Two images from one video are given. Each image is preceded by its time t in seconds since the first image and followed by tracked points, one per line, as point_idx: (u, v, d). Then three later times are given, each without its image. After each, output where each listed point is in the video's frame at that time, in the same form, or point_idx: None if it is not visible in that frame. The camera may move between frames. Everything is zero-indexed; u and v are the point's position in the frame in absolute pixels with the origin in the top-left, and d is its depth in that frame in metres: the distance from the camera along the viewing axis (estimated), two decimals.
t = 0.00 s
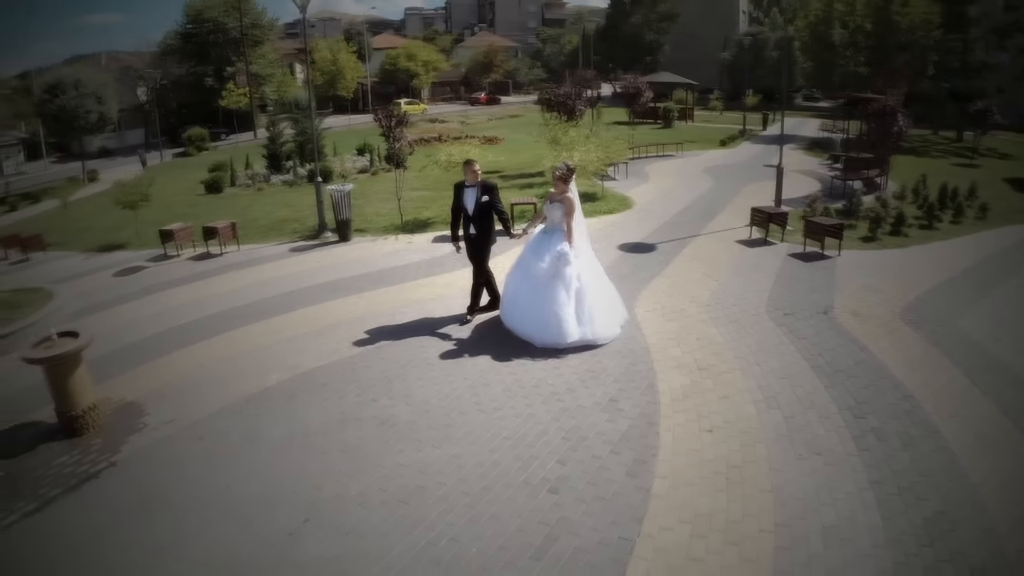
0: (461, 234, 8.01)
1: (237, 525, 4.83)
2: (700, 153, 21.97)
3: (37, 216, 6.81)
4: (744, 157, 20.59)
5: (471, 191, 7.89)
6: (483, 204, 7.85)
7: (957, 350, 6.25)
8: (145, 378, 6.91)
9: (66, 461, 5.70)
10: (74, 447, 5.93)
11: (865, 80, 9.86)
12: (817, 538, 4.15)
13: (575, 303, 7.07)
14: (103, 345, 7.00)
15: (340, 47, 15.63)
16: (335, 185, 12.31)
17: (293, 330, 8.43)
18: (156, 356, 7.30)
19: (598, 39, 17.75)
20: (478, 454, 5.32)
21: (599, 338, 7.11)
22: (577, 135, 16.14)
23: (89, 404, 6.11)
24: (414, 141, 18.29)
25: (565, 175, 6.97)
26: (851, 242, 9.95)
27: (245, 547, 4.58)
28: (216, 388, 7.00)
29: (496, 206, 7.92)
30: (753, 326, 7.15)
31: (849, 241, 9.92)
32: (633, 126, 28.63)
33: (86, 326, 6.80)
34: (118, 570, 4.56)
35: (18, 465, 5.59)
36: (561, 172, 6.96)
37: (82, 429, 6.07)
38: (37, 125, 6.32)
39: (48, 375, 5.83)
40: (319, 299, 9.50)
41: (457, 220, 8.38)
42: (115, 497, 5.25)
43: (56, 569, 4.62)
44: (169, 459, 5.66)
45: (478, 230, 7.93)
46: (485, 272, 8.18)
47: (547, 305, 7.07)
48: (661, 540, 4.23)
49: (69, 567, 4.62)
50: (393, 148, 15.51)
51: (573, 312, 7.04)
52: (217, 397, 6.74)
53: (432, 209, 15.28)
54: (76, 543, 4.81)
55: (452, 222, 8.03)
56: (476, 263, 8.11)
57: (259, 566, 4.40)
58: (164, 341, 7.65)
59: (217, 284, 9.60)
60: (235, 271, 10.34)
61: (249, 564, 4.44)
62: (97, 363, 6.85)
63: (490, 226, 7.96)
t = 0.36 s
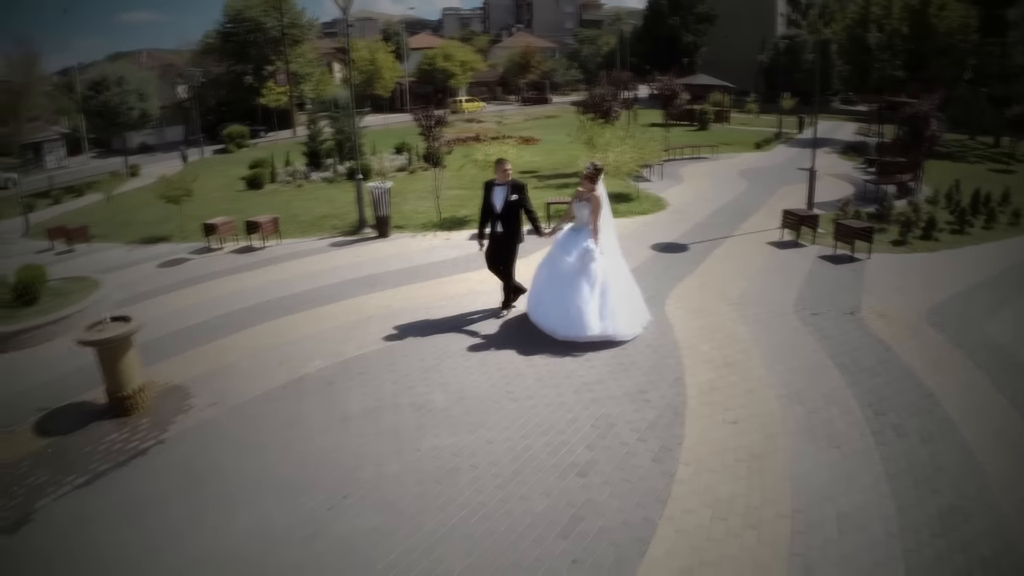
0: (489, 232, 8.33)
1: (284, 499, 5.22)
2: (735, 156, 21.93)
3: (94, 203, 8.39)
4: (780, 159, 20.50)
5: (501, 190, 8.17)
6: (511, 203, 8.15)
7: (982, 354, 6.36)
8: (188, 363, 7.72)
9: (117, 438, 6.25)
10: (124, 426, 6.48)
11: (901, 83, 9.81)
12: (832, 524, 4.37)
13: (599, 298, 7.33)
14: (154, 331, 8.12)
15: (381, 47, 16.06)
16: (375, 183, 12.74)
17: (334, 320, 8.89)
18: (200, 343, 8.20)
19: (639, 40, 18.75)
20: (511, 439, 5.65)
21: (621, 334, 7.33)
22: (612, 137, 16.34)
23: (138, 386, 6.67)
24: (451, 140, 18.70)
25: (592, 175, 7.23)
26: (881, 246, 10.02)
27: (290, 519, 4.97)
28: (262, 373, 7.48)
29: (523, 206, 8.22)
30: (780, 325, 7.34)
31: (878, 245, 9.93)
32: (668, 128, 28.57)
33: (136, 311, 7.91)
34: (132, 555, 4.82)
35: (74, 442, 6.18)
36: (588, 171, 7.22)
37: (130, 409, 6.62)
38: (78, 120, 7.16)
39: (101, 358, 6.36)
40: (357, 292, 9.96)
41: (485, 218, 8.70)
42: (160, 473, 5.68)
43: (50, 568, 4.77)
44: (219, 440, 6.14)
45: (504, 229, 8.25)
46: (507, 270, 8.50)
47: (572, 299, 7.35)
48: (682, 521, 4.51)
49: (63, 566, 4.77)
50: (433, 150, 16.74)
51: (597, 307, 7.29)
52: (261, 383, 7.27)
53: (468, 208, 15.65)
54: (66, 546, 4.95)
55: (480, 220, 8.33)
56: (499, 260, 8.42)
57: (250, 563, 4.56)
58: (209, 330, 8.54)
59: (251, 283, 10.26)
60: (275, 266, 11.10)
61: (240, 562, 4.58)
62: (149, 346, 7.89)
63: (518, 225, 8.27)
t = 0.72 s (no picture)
0: (512, 226, 8.57)
1: (320, 473, 5.59)
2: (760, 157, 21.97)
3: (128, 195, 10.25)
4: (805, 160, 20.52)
5: (524, 186, 8.38)
6: (535, 199, 8.40)
7: (996, 350, 6.53)
8: (222, 350, 8.20)
9: (157, 418, 6.68)
10: (164, 406, 6.93)
11: (929, 85, 10.15)
12: (841, 505, 4.62)
13: (622, 293, 7.59)
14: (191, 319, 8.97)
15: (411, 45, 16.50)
16: (406, 179, 13.16)
17: (365, 309, 9.31)
18: (234, 332, 8.69)
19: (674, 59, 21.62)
20: (535, 421, 5.96)
21: (644, 326, 7.64)
22: (637, 135, 16.57)
23: (177, 369, 7.14)
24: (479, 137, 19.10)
25: (610, 172, 7.41)
26: (901, 244, 10.15)
27: (326, 492, 5.33)
28: (298, 358, 7.90)
29: (547, 202, 8.50)
30: (797, 320, 7.56)
31: (898, 245, 9.99)
32: (693, 129, 28.66)
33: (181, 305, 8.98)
34: (179, 519, 5.19)
35: (117, 420, 6.66)
36: (605, 168, 7.42)
37: (169, 390, 7.08)
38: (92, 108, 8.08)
39: (144, 340, 6.87)
40: (386, 283, 10.37)
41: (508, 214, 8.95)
42: (198, 450, 6.06)
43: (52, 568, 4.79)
44: (259, 418, 6.56)
45: (529, 225, 8.51)
46: (531, 265, 8.77)
47: (595, 294, 7.58)
48: (697, 499, 4.78)
49: (63, 565, 4.80)
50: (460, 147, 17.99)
51: (621, 301, 7.55)
52: (298, 366, 7.70)
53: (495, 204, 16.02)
54: (70, 545, 4.99)
55: (504, 215, 8.56)
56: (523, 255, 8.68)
57: (255, 564, 4.63)
58: (243, 320, 9.06)
59: (280, 276, 10.75)
60: (305, 261, 11.61)
61: (252, 551, 4.74)
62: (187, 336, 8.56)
63: (541, 221, 8.54)
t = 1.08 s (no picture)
0: (519, 222, 8.81)
1: (345, 453, 5.89)
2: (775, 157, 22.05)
3: (145, 190, 11.04)
4: (821, 160, 20.55)
5: (532, 182, 8.73)
6: (543, 194, 8.69)
7: (1000, 346, 6.70)
8: (248, 339, 8.54)
9: (186, 401, 7.03)
10: (193, 391, 7.27)
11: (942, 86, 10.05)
12: (844, 489, 4.83)
13: (638, 287, 7.85)
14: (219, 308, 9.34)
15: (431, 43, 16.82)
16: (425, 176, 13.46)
17: (385, 301, 9.61)
18: (260, 321, 9.03)
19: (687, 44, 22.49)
20: (551, 406, 6.22)
21: (657, 317, 7.93)
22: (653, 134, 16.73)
23: (205, 354, 7.49)
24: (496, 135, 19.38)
25: (619, 168, 7.74)
26: (912, 243, 10.27)
27: (351, 470, 5.63)
28: (323, 346, 8.24)
29: (553, 198, 8.80)
30: (807, 314, 7.75)
31: (909, 244, 10.11)
32: (709, 129, 28.75)
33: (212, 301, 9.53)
34: (210, 494, 5.49)
35: (148, 403, 7.02)
36: (615, 165, 7.75)
37: (197, 375, 7.44)
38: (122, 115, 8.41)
39: (175, 327, 7.24)
40: (405, 276, 10.67)
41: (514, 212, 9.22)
42: (226, 432, 6.39)
43: (63, 553, 4.98)
44: (286, 402, 6.89)
45: (537, 220, 8.76)
46: (540, 259, 8.97)
47: (613, 290, 7.80)
48: (706, 480, 5.02)
49: (89, 547, 5.02)
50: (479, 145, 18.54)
51: (637, 295, 7.81)
52: (323, 353, 8.01)
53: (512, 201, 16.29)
54: (79, 534, 5.18)
55: (510, 210, 8.82)
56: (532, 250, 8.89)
57: (248, 564, 4.68)
58: (268, 310, 9.39)
59: (303, 269, 11.10)
60: (328, 254, 11.95)
61: (280, 524, 5.04)
62: (215, 324, 8.90)
63: (548, 216, 8.80)
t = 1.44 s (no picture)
0: (519, 216, 8.97)
1: (365, 436, 6.12)
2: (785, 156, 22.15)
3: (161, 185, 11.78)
4: (831, 159, 20.64)
5: (530, 176, 8.86)
6: (542, 188, 8.86)
7: (1003, 339, 6.86)
8: (268, 328, 8.79)
9: (207, 388, 7.27)
10: (214, 378, 7.53)
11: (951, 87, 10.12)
12: (847, 473, 5.02)
13: (648, 280, 8.08)
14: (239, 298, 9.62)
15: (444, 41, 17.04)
16: (439, 172, 13.69)
17: (399, 294, 9.85)
18: (279, 311, 9.28)
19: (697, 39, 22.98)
20: (564, 393, 6.44)
21: (663, 310, 8.16)
22: (664, 132, 16.88)
23: (226, 343, 7.75)
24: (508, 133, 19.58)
25: (628, 165, 7.86)
26: (919, 240, 10.41)
27: (372, 452, 5.86)
28: (340, 335, 8.49)
29: (552, 191, 8.96)
30: (814, 309, 7.93)
31: (917, 241, 10.24)
32: (719, 128, 28.86)
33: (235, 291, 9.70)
34: (235, 472, 5.71)
35: (171, 390, 7.28)
36: (623, 162, 7.84)
37: (218, 363, 7.70)
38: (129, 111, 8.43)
39: (197, 316, 7.49)
40: (419, 269, 10.92)
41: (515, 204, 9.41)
42: (248, 417, 6.62)
43: (97, 525, 5.20)
44: (306, 388, 7.14)
45: (536, 214, 8.97)
46: (542, 253, 9.23)
47: (625, 280, 7.99)
48: (714, 464, 5.21)
49: (120, 520, 5.24)
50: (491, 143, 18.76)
51: (647, 287, 8.04)
52: (341, 342, 8.26)
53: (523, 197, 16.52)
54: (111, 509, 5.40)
55: (511, 205, 8.99)
56: (533, 244, 9.11)
57: (276, 536, 4.89)
58: (287, 302, 9.65)
59: (319, 262, 11.36)
60: (343, 248, 12.21)
61: (303, 501, 5.25)
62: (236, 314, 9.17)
63: (547, 210, 8.97)
